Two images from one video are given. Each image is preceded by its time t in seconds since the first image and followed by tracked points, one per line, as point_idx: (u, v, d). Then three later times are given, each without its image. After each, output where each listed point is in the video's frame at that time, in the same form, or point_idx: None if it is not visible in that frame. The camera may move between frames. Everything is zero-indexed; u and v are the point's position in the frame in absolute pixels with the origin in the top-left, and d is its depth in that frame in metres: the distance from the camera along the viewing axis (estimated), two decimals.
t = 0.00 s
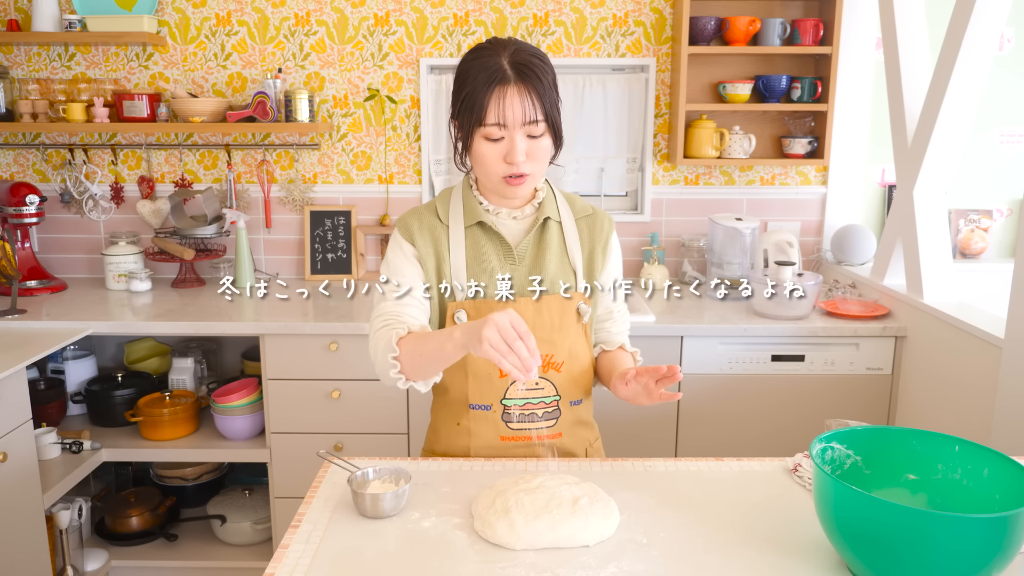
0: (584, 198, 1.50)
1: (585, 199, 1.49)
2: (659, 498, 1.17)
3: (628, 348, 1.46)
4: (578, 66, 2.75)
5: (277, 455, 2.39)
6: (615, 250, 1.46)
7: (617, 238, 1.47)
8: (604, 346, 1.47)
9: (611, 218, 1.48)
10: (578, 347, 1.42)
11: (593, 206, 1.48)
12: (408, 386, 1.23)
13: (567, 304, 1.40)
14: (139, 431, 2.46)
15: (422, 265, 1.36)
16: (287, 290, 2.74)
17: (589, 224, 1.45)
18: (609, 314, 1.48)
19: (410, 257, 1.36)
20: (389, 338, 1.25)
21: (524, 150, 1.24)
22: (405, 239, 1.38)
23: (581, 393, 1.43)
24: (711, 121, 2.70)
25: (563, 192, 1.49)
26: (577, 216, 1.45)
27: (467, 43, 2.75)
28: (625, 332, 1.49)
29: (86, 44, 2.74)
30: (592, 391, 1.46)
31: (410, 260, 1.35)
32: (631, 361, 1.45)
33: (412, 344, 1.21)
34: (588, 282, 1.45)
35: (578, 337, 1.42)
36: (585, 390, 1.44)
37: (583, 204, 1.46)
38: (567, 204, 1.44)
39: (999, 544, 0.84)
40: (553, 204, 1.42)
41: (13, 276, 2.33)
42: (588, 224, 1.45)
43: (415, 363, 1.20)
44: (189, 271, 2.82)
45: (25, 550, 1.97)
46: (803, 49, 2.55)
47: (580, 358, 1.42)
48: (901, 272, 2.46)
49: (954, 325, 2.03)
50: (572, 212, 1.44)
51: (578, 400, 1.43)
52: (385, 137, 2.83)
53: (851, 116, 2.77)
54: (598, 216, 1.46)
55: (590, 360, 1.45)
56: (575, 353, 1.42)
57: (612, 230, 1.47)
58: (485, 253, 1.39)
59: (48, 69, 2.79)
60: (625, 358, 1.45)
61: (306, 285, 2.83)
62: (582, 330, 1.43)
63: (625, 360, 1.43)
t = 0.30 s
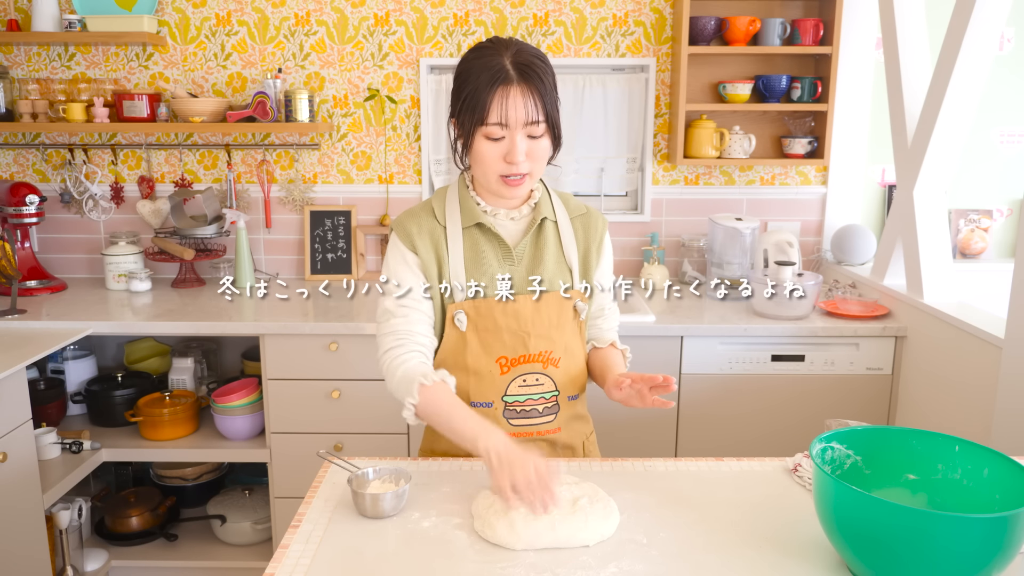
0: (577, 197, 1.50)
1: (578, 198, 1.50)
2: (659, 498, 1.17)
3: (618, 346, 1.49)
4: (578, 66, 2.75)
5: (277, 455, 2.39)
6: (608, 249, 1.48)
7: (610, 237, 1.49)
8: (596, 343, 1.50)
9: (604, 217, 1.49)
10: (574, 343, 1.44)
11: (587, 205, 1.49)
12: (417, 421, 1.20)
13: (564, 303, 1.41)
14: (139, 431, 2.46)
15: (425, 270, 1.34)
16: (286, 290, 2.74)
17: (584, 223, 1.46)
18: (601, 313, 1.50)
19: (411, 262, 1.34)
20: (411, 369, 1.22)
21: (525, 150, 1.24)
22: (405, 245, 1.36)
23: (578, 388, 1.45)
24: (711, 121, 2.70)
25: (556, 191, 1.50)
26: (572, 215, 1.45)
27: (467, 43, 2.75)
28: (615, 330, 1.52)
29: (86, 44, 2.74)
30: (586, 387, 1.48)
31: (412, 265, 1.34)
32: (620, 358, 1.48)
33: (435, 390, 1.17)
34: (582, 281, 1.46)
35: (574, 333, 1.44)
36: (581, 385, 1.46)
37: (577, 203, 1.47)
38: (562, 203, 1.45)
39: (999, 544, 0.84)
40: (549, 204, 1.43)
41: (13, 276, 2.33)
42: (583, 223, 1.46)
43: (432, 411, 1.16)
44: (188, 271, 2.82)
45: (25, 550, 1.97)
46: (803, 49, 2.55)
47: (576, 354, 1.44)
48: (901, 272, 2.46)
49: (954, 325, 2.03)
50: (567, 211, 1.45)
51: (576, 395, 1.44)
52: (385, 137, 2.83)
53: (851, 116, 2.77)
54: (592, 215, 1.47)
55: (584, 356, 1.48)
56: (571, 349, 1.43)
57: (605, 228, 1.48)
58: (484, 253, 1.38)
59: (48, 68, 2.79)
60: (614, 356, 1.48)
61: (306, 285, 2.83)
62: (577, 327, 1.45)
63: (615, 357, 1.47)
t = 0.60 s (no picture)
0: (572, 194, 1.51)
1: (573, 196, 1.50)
2: (659, 498, 1.18)
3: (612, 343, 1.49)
4: (578, 66, 2.75)
5: (277, 455, 2.39)
6: (604, 246, 1.49)
7: (605, 235, 1.50)
8: (590, 338, 1.50)
9: (599, 214, 1.50)
10: (571, 340, 1.45)
11: (582, 203, 1.49)
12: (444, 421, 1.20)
13: (564, 302, 1.42)
14: (139, 431, 2.46)
15: (436, 270, 1.34)
16: (287, 290, 2.74)
17: (581, 220, 1.46)
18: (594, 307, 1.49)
19: (420, 263, 1.32)
20: (440, 370, 1.21)
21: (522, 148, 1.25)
22: (413, 244, 1.33)
23: (576, 384, 1.46)
24: (711, 121, 2.70)
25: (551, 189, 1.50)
26: (569, 213, 1.46)
27: (467, 43, 2.75)
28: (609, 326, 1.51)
29: (86, 44, 2.74)
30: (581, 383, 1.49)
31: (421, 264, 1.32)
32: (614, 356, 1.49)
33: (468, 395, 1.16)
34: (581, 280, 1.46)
35: (572, 330, 1.45)
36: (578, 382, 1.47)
37: (573, 201, 1.48)
38: (558, 202, 1.46)
39: (999, 544, 0.85)
40: (547, 203, 1.43)
41: (13, 276, 2.33)
42: (580, 221, 1.46)
43: (463, 416, 1.16)
44: (188, 271, 2.82)
45: (25, 549, 1.97)
46: (803, 49, 2.55)
47: (573, 351, 1.45)
48: (901, 272, 2.46)
49: (954, 325, 2.04)
50: (564, 209, 1.45)
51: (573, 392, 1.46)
52: (385, 137, 2.83)
53: (850, 117, 2.77)
54: (587, 213, 1.48)
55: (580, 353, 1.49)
56: (569, 347, 1.44)
57: (601, 225, 1.49)
58: (487, 253, 1.38)
59: (48, 68, 2.79)
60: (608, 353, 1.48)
61: (306, 285, 2.83)
62: (575, 324, 1.46)
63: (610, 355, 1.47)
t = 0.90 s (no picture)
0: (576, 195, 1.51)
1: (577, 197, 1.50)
2: (659, 498, 1.18)
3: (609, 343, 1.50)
4: (578, 66, 2.75)
5: (277, 455, 2.39)
6: (606, 247, 1.49)
7: (607, 236, 1.50)
8: (591, 339, 1.50)
9: (602, 216, 1.50)
10: (573, 341, 1.45)
11: (586, 204, 1.49)
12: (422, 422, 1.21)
13: (566, 303, 1.42)
14: (139, 431, 2.46)
15: (434, 270, 1.34)
16: (286, 290, 2.74)
17: (584, 221, 1.47)
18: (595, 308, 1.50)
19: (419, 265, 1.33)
20: (418, 371, 1.22)
21: (521, 148, 1.24)
22: (413, 243, 1.34)
23: (576, 385, 1.46)
24: (711, 121, 2.70)
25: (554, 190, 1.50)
26: (572, 214, 1.46)
27: (467, 43, 2.75)
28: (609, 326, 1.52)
29: (86, 44, 2.74)
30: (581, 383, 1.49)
31: (419, 265, 1.33)
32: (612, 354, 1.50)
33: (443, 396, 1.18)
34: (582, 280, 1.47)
35: (574, 331, 1.45)
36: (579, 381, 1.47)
37: (576, 202, 1.48)
38: (562, 202, 1.46)
39: (999, 544, 0.85)
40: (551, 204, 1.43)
41: (13, 276, 2.33)
42: (583, 222, 1.46)
43: (461, 416, 1.16)
44: (188, 271, 2.82)
45: (26, 549, 1.97)
46: (803, 49, 2.55)
47: (574, 351, 1.45)
48: (901, 272, 2.46)
49: (954, 325, 2.03)
50: (567, 210, 1.45)
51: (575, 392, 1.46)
52: (385, 137, 2.83)
53: (850, 117, 2.77)
54: (591, 214, 1.48)
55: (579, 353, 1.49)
56: (571, 347, 1.44)
57: (603, 227, 1.49)
58: (490, 253, 1.38)
59: (48, 69, 2.79)
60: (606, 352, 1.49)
61: (306, 285, 2.83)
62: (577, 324, 1.46)
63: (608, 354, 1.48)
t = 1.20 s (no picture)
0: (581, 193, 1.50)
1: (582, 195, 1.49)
2: (659, 498, 1.18)
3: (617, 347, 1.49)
4: (578, 66, 2.75)
5: (277, 455, 2.39)
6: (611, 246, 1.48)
7: (613, 234, 1.49)
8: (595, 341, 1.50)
9: (608, 215, 1.49)
10: (576, 344, 1.45)
11: (591, 202, 1.48)
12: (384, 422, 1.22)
13: (568, 303, 1.41)
14: (139, 431, 2.46)
15: (422, 271, 1.34)
16: (286, 290, 2.74)
17: (588, 220, 1.46)
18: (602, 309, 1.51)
19: (410, 265, 1.33)
20: (389, 375, 1.22)
21: (517, 148, 1.24)
22: (405, 245, 1.35)
23: (579, 388, 1.46)
24: (711, 121, 2.70)
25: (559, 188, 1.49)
26: (576, 213, 1.45)
27: (467, 43, 2.75)
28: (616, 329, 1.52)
29: (86, 44, 2.74)
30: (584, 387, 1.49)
31: (408, 266, 1.33)
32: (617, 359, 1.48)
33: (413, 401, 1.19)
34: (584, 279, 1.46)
35: (576, 333, 1.45)
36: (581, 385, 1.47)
37: (581, 200, 1.47)
38: (565, 201, 1.45)
39: (999, 545, 0.84)
40: (552, 202, 1.43)
41: (13, 276, 2.33)
42: (587, 221, 1.46)
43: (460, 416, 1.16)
44: (188, 271, 2.82)
45: (26, 549, 1.97)
46: (803, 49, 2.55)
47: (577, 354, 1.45)
48: (901, 272, 2.46)
49: (954, 325, 2.03)
50: (570, 209, 1.45)
51: (577, 396, 1.46)
52: (385, 137, 2.83)
53: (851, 117, 2.77)
54: (596, 213, 1.47)
55: (583, 355, 1.49)
56: (573, 350, 1.44)
57: (609, 225, 1.48)
58: (487, 252, 1.38)
59: (48, 69, 2.79)
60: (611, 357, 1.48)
61: (306, 285, 2.83)
62: (580, 327, 1.46)
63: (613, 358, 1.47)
